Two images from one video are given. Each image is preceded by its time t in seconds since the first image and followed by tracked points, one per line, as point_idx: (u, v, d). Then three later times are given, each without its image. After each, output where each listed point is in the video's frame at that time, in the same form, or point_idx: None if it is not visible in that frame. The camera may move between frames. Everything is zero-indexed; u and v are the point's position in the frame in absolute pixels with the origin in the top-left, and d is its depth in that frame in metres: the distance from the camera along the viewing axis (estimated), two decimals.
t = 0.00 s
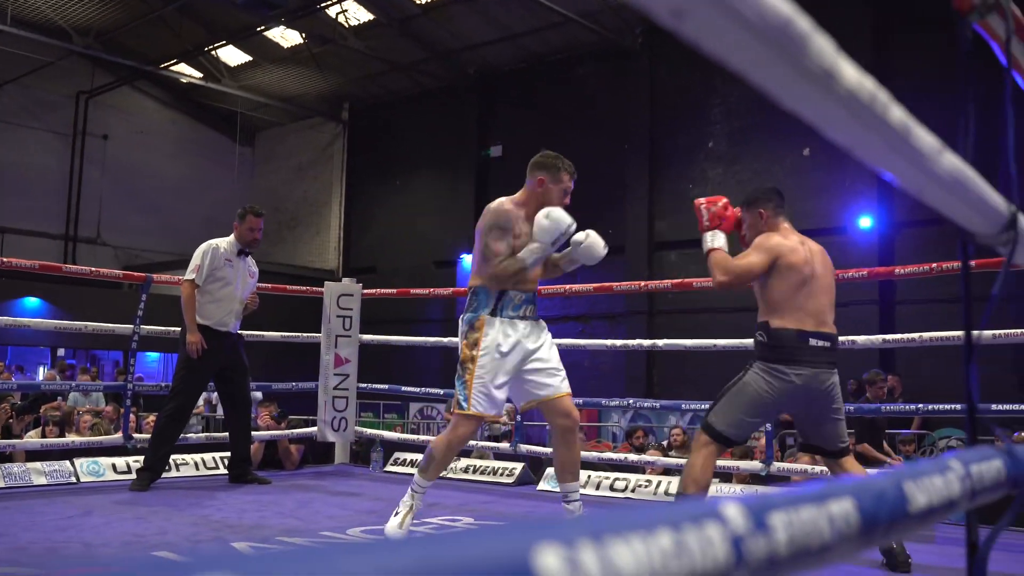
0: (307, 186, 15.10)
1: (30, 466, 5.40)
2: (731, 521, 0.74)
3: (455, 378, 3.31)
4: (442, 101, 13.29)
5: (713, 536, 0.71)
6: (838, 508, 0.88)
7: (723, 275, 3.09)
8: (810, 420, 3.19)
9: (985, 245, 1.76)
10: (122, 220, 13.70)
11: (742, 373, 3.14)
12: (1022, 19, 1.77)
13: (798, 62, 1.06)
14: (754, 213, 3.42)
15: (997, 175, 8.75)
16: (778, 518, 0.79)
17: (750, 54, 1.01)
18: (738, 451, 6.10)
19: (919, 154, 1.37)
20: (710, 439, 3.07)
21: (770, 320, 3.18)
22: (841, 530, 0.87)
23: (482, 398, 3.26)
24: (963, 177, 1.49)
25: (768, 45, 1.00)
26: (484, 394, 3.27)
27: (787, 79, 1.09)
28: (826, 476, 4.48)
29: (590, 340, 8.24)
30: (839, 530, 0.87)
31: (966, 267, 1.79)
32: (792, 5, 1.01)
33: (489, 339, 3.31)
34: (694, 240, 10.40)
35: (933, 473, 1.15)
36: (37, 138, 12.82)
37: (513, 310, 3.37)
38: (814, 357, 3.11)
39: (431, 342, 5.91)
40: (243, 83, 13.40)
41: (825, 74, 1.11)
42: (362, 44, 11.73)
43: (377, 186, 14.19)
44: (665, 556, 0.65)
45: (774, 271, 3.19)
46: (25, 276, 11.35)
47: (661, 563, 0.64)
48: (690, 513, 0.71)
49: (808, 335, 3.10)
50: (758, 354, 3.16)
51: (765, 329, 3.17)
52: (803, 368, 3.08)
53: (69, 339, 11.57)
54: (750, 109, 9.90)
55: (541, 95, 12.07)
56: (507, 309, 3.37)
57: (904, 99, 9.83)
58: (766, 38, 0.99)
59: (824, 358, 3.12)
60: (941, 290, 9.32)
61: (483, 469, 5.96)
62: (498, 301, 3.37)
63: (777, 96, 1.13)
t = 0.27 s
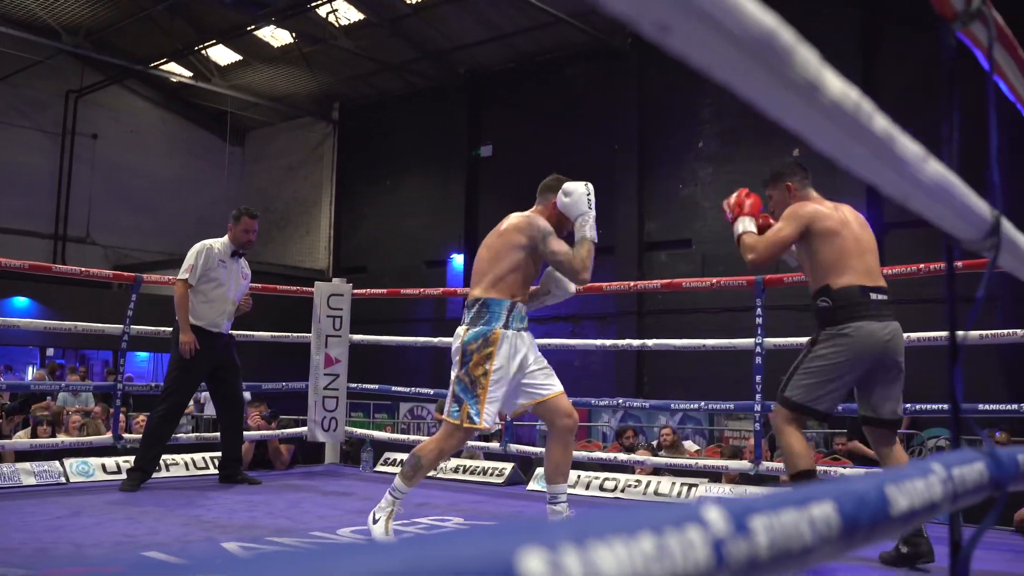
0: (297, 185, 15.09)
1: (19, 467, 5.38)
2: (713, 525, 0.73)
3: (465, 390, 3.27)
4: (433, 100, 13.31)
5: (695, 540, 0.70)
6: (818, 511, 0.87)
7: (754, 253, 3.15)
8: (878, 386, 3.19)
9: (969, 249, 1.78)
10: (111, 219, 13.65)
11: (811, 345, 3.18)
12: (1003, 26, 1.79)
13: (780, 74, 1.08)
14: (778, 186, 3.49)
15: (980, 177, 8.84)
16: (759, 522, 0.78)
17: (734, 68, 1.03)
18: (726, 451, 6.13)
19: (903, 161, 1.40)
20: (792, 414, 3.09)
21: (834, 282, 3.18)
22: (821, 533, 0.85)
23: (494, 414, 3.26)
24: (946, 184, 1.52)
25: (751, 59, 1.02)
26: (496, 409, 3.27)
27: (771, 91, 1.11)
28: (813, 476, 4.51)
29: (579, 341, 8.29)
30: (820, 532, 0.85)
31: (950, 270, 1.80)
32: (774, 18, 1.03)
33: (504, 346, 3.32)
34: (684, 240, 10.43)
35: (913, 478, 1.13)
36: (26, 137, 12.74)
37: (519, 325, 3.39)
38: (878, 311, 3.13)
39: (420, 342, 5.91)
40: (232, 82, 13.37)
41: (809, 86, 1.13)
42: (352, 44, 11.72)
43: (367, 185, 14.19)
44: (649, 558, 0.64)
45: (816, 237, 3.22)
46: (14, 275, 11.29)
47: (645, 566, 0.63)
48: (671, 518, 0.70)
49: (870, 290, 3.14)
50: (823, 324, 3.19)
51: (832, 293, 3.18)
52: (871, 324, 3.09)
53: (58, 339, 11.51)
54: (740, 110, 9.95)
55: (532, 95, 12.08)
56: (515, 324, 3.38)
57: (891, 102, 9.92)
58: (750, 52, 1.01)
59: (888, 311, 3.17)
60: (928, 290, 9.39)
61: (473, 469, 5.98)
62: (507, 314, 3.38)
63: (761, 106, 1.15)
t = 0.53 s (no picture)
0: (289, 185, 15.07)
1: (10, 467, 5.36)
2: (692, 521, 0.75)
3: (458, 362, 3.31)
4: (425, 101, 13.32)
5: (674, 536, 0.71)
6: (795, 508, 0.89)
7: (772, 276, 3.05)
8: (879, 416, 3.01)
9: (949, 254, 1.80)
10: (101, 219, 13.61)
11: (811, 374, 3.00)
12: (985, 33, 1.81)
13: (761, 85, 1.10)
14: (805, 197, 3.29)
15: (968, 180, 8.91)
16: (738, 519, 0.80)
17: (715, 80, 1.06)
18: (717, 452, 6.15)
19: (883, 168, 1.43)
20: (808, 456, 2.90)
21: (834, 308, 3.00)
22: (800, 530, 0.88)
23: (484, 383, 3.24)
24: (927, 191, 1.55)
25: (731, 71, 1.05)
26: (487, 379, 3.24)
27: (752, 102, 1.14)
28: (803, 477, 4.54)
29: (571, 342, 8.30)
30: (797, 530, 0.88)
31: (932, 275, 1.82)
32: (753, 33, 1.06)
33: (486, 325, 3.30)
34: (676, 241, 10.46)
35: (893, 477, 1.15)
36: (17, 136, 12.67)
37: (511, 297, 3.35)
38: (879, 337, 2.95)
39: (412, 343, 5.91)
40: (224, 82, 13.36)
41: (789, 97, 1.16)
42: (345, 44, 11.72)
43: (360, 186, 14.18)
44: (629, 553, 0.66)
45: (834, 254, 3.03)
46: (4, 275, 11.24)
47: (625, 562, 0.64)
48: (651, 515, 0.72)
49: (871, 317, 2.96)
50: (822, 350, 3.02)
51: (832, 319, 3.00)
52: (874, 352, 2.92)
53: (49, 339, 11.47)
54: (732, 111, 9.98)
55: (525, 95, 12.10)
56: (505, 296, 3.35)
57: (881, 104, 9.98)
58: (729, 64, 1.04)
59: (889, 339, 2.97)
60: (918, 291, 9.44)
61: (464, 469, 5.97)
62: (496, 288, 3.37)
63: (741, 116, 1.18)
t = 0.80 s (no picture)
0: (284, 185, 15.06)
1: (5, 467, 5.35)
2: (679, 512, 0.77)
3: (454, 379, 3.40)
4: (419, 101, 13.33)
5: (661, 526, 0.73)
6: (781, 501, 0.92)
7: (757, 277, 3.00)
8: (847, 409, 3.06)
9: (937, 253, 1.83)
10: (95, 219, 13.57)
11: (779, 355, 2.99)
12: (971, 36, 1.83)
13: (746, 88, 1.14)
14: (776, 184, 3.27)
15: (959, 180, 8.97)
16: (724, 510, 0.82)
17: (701, 83, 1.10)
18: (710, 451, 6.18)
19: (869, 169, 1.46)
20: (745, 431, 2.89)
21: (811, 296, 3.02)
22: (784, 522, 0.91)
23: (474, 394, 3.29)
24: (914, 193, 1.58)
25: (718, 74, 1.09)
26: (476, 391, 3.29)
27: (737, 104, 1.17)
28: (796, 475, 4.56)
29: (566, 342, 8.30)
30: (782, 521, 0.90)
31: (920, 274, 1.85)
32: (739, 38, 1.10)
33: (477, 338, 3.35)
34: (670, 241, 10.49)
35: (879, 471, 1.18)
36: (11, 136, 12.64)
37: (499, 303, 3.36)
38: (856, 334, 2.98)
39: (407, 343, 5.92)
40: (219, 82, 13.38)
41: (775, 100, 1.19)
42: (339, 44, 11.72)
43: (354, 186, 14.18)
44: (617, 541, 0.68)
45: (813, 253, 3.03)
46: None
47: (612, 550, 0.66)
48: (640, 504, 0.74)
49: (850, 311, 2.97)
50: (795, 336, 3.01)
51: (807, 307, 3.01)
52: (847, 346, 2.94)
53: (43, 339, 11.44)
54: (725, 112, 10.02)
55: (519, 96, 12.12)
56: (494, 304, 3.38)
57: (873, 105, 10.03)
58: (713, 68, 1.08)
59: (864, 335, 3.00)
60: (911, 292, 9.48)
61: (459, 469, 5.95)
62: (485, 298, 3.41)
63: (728, 119, 1.21)
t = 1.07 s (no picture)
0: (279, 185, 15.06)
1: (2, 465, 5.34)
2: (676, 497, 0.80)
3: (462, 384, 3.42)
4: (414, 101, 13.35)
5: (659, 509, 0.76)
6: (774, 489, 0.95)
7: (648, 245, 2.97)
8: (816, 399, 2.79)
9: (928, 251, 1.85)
10: (90, 218, 13.54)
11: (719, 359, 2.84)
12: (961, 38, 1.86)
13: (741, 89, 1.15)
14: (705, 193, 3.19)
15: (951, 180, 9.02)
16: (719, 496, 0.86)
17: (697, 83, 1.11)
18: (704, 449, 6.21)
19: (863, 169, 1.47)
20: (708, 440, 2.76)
21: (740, 289, 2.85)
22: (777, 510, 0.94)
23: (478, 401, 3.31)
24: (906, 193, 1.60)
25: (714, 75, 1.11)
26: (481, 398, 3.31)
27: (733, 106, 1.19)
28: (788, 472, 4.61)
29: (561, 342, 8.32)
30: (775, 509, 0.94)
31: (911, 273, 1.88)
32: (735, 41, 1.12)
33: (484, 344, 3.36)
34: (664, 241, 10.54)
35: (871, 463, 1.21)
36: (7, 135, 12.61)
37: (508, 310, 3.34)
38: (793, 317, 2.75)
39: (403, 342, 5.94)
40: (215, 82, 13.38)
41: (770, 102, 1.21)
42: (335, 43, 11.72)
43: (349, 185, 14.19)
44: (617, 523, 0.71)
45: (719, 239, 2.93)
46: None
47: (613, 531, 0.69)
48: (639, 488, 0.77)
49: (783, 296, 2.76)
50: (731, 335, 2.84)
51: (739, 301, 2.85)
52: (775, 334, 2.72)
53: (37, 338, 11.41)
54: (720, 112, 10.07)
55: (514, 96, 12.15)
56: (503, 311, 3.36)
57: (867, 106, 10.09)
58: (709, 71, 1.10)
59: (809, 316, 2.76)
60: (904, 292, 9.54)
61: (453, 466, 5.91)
62: (496, 303, 3.40)
63: (725, 120, 1.24)
